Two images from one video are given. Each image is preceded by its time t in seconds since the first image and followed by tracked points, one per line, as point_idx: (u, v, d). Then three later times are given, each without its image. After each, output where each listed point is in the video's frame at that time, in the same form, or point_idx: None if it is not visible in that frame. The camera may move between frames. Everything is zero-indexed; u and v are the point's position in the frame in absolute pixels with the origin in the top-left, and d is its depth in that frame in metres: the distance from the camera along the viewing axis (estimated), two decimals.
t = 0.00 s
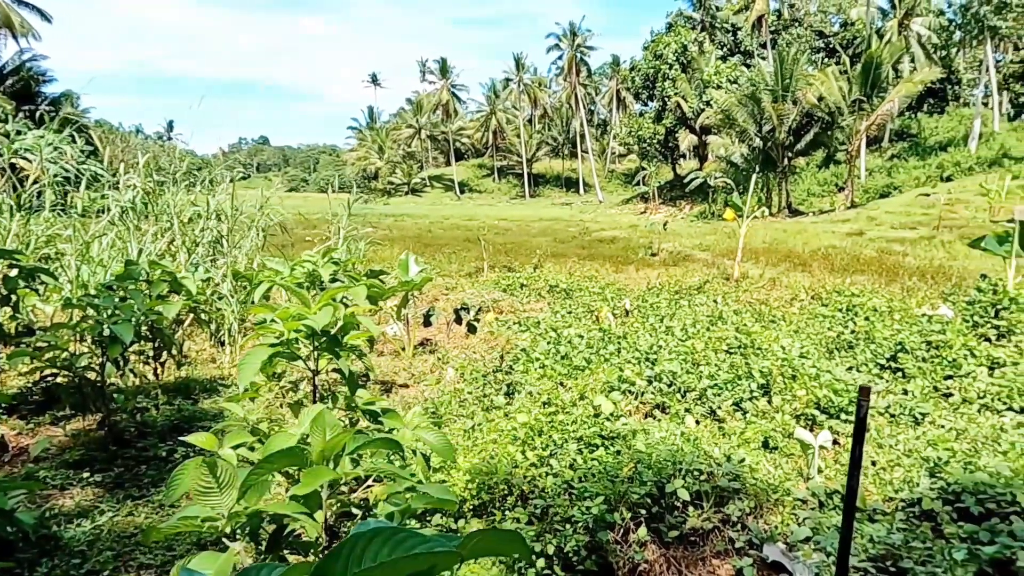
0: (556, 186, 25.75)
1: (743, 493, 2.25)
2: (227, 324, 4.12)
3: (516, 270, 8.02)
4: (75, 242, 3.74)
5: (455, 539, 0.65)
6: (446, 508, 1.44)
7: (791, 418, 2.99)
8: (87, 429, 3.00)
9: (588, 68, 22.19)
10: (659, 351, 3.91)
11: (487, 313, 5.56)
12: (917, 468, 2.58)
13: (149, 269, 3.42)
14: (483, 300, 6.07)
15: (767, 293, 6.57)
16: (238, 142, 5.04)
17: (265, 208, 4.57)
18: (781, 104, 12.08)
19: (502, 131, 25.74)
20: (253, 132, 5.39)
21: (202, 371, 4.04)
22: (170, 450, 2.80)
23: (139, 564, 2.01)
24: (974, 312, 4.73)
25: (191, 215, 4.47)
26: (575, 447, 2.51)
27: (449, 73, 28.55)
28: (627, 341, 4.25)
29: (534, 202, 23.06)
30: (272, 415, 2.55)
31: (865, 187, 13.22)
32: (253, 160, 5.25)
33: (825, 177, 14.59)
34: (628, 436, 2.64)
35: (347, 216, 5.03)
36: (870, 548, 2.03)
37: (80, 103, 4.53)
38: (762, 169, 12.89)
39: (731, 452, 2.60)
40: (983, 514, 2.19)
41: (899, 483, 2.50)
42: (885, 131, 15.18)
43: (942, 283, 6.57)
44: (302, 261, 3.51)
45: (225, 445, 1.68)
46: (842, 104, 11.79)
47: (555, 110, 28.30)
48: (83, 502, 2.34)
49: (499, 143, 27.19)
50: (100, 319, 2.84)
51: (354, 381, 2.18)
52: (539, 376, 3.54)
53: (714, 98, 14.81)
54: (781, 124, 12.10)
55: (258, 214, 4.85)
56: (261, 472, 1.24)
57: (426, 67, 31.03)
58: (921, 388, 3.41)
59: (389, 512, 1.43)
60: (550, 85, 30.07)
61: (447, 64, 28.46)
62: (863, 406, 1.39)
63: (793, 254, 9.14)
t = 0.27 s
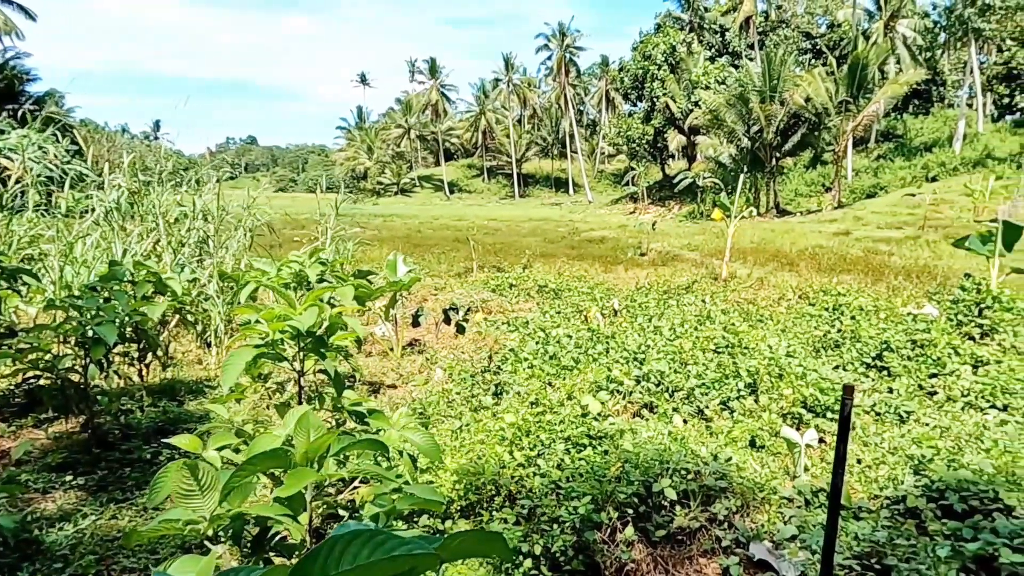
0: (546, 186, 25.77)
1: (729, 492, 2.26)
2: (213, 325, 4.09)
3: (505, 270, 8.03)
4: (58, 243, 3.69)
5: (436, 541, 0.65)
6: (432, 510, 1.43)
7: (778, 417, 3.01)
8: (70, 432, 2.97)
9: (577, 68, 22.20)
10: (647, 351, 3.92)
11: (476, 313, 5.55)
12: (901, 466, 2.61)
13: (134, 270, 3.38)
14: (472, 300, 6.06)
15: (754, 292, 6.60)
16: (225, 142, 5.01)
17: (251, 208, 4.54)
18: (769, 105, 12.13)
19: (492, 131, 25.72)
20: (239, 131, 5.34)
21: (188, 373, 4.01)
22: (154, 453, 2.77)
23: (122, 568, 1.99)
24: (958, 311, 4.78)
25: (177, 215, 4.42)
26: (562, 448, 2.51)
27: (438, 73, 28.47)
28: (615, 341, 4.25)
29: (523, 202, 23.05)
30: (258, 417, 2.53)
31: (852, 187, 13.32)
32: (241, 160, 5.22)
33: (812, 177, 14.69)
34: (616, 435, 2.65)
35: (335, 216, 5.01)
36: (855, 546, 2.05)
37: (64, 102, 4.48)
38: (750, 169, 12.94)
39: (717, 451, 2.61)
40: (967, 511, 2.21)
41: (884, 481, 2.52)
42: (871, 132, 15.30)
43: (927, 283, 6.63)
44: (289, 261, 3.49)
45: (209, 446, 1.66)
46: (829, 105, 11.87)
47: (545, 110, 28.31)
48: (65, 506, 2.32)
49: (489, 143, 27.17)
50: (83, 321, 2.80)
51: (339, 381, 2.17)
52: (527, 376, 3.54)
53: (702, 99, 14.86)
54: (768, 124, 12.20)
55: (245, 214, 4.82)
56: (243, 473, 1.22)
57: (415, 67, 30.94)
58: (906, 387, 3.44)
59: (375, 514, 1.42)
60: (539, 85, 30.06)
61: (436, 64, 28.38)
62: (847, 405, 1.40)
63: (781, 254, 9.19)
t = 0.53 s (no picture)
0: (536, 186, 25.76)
1: (719, 492, 2.26)
2: (200, 326, 4.05)
3: (495, 270, 8.02)
4: (43, 243, 3.64)
5: (421, 550, 0.64)
6: (420, 511, 1.41)
7: (767, 417, 3.02)
8: (54, 435, 2.94)
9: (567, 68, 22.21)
10: (637, 351, 3.92)
11: (466, 313, 5.54)
12: (890, 465, 2.62)
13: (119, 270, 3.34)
14: (462, 301, 6.05)
15: (744, 292, 6.63)
16: (213, 141, 4.97)
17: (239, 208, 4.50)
18: (758, 105, 12.19)
19: (482, 131, 25.68)
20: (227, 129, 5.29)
21: (175, 375, 3.97)
22: (140, 456, 2.74)
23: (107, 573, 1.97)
24: (945, 310, 4.82)
25: (163, 215, 4.37)
26: (553, 448, 2.51)
27: (428, 72, 28.39)
28: (605, 341, 4.25)
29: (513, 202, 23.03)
30: (245, 419, 2.51)
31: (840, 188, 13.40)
32: (230, 160, 5.18)
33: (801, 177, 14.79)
34: (605, 436, 2.64)
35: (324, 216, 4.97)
36: (843, 545, 2.06)
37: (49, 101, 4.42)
38: (739, 169, 12.99)
39: (707, 451, 2.61)
40: (954, 510, 2.22)
41: (872, 480, 2.53)
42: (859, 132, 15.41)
43: (914, 282, 6.69)
44: (277, 261, 3.45)
45: (195, 449, 1.64)
46: (817, 105, 11.95)
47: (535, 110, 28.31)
48: (49, 511, 2.29)
49: (479, 143, 27.14)
50: (67, 323, 2.76)
51: (327, 383, 2.15)
52: (518, 376, 3.53)
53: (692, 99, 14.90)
54: (757, 125, 12.20)
55: (233, 214, 4.78)
56: (229, 477, 1.20)
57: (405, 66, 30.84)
58: (894, 385, 3.46)
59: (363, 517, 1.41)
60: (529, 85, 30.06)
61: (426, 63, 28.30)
62: (835, 405, 1.40)
63: (770, 254, 9.23)
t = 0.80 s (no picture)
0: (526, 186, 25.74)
1: (709, 491, 2.27)
2: (188, 327, 4.02)
3: (485, 270, 8.01)
4: (28, 244, 3.60)
5: (409, 550, 0.64)
6: (409, 512, 1.41)
7: (756, 416, 3.03)
8: (40, 437, 2.91)
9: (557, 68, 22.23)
10: (627, 351, 3.93)
11: (456, 313, 5.53)
12: (878, 463, 2.64)
13: (106, 271, 3.30)
14: (452, 301, 6.04)
15: (733, 292, 6.66)
16: (201, 141, 4.93)
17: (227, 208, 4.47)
18: (747, 106, 12.24)
19: (472, 131, 25.65)
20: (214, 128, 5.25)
21: (162, 376, 3.94)
22: (127, 458, 2.71)
23: None
24: (931, 309, 4.86)
25: (151, 215, 4.33)
26: (543, 448, 2.51)
27: (417, 72, 28.31)
28: (596, 341, 4.26)
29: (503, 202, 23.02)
30: (234, 420, 2.49)
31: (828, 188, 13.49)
32: (218, 160, 5.14)
33: (789, 177, 14.88)
34: (595, 435, 2.65)
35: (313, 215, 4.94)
36: (832, 543, 2.07)
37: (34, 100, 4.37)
38: (728, 169, 13.05)
39: (697, 450, 2.62)
40: (941, 507, 2.24)
41: (860, 478, 2.55)
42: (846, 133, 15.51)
43: (901, 281, 6.74)
44: (265, 262, 3.43)
45: (182, 451, 1.62)
46: (806, 106, 12.02)
47: (525, 110, 28.31)
48: (34, 514, 2.26)
49: (469, 144, 27.11)
50: (52, 324, 2.73)
51: (316, 383, 2.14)
52: (508, 376, 3.53)
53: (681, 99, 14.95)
54: (746, 126, 12.23)
55: (221, 215, 4.74)
56: (216, 479, 1.20)
57: (394, 66, 30.74)
58: (882, 384, 3.49)
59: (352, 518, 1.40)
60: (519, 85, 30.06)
61: (415, 63, 28.21)
62: (824, 404, 1.41)
63: (759, 254, 9.27)
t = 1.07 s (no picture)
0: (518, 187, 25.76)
1: (701, 490, 2.28)
2: (180, 328, 4.00)
3: (477, 271, 8.02)
4: (16, 245, 3.56)
5: (407, 550, 0.64)
6: (403, 513, 1.40)
7: (748, 415, 3.05)
8: (29, 440, 2.88)
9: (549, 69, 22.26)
10: (619, 351, 3.94)
11: (449, 314, 5.53)
12: (868, 462, 2.66)
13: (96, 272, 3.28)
14: (445, 301, 6.04)
15: (724, 292, 6.68)
16: (192, 141, 4.90)
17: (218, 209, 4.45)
18: (738, 106, 12.29)
19: (464, 132, 25.64)
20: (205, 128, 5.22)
21: (153, 377, 3.92)
22: (119, 460, 2.69)
23: None
24: (921, 309, 4.90)
25: (141, 216, 4.30)
26: (536, 449, 2.51)
27: (409, 72, 28.26)
28: (588, 341, 4.27)
29: (496, 202, 23.03)
30: (227, 423, 2.48)
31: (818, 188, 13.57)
32: (209, 160, 5.11)
33: (780, 178, 14.96)
34: (589, 435, 2.65)
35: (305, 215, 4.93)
36: (824, 541, 2.08)
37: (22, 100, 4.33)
38: (720, 170, 13.10)
39: (689, 449, 2.63)
40: (930, 504, 2.26)
41: (851, 476, 2.57)
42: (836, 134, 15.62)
43: (891, 281, 6.80)
44: (256, 263, 3.41)
45: (175, 453, 1.62)
46: (796, 107, 12.09)
47: (517, 111, 28.32)
48: (24, 517, 2.24)
49: (461, 144, 27.10)
50: (41, 325, 2.70)
51: (309, 385, 2.14)
52: (501, 377, 3.53)
53: (673, 100, 15.00)
54: (738, 126, 12.27)
55: (213, 215, 4.72)
56: (210, 481, 1.20)
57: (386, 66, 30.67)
58: (872, 383, 3.52)
59: (347, 519, 1.40)
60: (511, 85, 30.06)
61: (407, 63, 28.16)
62: (815, 403, 1.42)
63: (750, 254, 9.32)
